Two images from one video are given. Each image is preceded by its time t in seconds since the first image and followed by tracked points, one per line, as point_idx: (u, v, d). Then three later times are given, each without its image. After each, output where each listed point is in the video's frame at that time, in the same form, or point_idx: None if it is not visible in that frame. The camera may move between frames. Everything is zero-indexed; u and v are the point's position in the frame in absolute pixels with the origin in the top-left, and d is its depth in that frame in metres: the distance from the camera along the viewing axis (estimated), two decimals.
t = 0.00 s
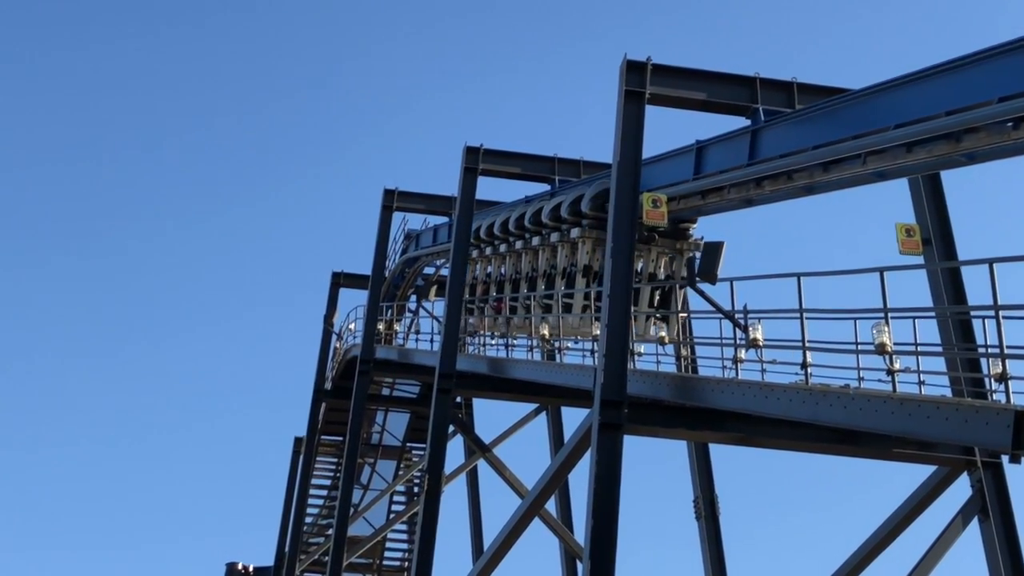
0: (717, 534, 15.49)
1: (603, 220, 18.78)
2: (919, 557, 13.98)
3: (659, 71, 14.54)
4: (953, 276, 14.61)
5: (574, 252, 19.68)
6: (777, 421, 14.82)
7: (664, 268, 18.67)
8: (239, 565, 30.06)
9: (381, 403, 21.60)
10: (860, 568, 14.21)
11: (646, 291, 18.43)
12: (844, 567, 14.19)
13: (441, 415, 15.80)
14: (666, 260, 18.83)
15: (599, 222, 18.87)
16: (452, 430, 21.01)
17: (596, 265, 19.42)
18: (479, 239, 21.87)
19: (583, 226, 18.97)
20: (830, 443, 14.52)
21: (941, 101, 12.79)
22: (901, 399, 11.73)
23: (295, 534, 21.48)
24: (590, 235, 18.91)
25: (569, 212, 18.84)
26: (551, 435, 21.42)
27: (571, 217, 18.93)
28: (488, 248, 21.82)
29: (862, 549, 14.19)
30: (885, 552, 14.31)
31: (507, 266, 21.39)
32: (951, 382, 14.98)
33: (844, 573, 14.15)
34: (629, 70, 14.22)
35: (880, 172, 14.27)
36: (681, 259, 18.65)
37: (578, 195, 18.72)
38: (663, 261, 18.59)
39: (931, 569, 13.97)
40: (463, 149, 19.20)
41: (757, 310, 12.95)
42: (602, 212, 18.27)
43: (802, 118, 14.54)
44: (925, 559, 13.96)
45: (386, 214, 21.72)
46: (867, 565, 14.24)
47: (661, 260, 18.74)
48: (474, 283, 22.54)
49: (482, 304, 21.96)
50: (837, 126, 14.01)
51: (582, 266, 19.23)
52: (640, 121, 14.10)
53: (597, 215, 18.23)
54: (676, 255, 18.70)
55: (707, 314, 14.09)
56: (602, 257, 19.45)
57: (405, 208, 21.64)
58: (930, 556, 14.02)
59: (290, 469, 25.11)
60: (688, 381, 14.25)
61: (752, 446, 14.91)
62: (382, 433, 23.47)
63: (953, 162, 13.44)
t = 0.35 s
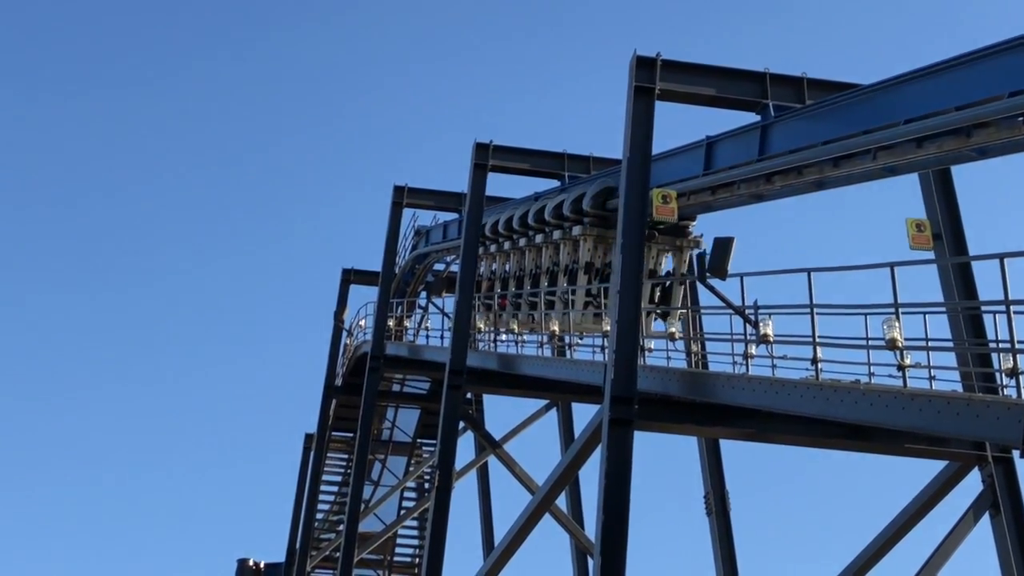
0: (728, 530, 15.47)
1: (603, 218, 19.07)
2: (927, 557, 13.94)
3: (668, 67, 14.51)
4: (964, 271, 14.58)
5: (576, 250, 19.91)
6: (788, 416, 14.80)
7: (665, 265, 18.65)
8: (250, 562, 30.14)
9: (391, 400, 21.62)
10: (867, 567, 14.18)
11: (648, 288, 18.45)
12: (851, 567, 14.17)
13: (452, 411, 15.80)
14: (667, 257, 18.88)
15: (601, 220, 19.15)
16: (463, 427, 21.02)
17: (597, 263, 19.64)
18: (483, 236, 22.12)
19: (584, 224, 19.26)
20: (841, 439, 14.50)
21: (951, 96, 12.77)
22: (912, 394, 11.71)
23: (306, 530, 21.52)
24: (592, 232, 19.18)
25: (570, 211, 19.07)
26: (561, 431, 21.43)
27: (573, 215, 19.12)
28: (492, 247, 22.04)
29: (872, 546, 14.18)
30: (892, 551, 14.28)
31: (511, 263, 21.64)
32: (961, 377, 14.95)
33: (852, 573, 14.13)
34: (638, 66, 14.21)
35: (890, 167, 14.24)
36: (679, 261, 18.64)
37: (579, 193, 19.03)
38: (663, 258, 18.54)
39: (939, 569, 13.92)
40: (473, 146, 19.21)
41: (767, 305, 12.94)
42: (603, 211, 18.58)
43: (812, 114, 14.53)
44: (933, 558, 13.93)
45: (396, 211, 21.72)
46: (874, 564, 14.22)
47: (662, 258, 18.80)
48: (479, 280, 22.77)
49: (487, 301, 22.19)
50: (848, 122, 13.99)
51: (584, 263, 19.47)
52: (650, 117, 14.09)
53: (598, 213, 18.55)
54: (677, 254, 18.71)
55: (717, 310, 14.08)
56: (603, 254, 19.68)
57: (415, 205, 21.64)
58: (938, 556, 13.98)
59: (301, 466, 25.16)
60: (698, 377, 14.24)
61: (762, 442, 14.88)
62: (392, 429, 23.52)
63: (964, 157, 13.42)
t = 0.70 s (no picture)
0: (738, 529, 15.44)
1: (604, 219, 19.18)
2: (935, 557, 13.91)
3: (677, 65, 14.50)
4: (975, 269, 14.54)
5: (577, 250, 19.99)
6: (799, 415, 14.77)
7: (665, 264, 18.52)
8: (261, 561, 30.22)
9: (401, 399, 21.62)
10: (876, 568, 14.17)
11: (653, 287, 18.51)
12: (860, 567, 14.15)
13: (461, 411, 15.79)
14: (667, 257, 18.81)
15: (602, 221, 19.23)
16: (472, 426, 21.03)
17: (598, 264, 19.70)
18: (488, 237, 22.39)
19: (585, 225, 19.34)
20: (851, 437, 14.48)
21: (960, 95, 12.75)
22: (922, 393, 11.70)
23: (316, 529, 21.55)
24: (593, 233, 19.27)
25: (571, 211, 19.21)
26: (571, 430, 21.43)
27: (574, 215, 19.29)
28: (499, 246, 22.30)
29: (880, 546, 14.15)
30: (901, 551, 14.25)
31: (515, 262, 21.83)
32: (972, 376, 14.92)
33: (861, 573, 14.12)
34: (648, 65, 14.20)
35: (900, 165, 14.22)
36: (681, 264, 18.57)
37: (580, 194, 19.22)
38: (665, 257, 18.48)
39: (947, 570, 13.89)
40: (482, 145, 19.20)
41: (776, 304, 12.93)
42: (604, 211, 18.72)
43: (822, 112, 14.50)
44: (941, 558, 13.90)
45: (405, 210, 21.72)
46: (883, 564, 14.20)
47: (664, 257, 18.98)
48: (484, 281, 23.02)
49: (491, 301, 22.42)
50: (857, 120, 13.97)
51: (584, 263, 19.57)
52: (660, 115, 14.09)
53: (599, 214, 18.72)
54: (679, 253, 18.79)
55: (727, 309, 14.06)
56: (603, 255, 19.79)
57: (425, 204, 21.64)
58: (947, 557, 13.96)
59: (311, 465, 25.22)
60: (708, 375, 14.23)
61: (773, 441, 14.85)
62: (402, 428, 23.57)
63: (974, 155, 13.40)
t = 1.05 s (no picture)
0: (747, 529, 15.41)
1: (605, 221, 19.35)
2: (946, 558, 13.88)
3: (686, 66, 14.48)
4: (984, 270, 14.49)
5: (578, 252, 20.19)
6: (809, 416, 14.74)
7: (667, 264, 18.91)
8: (270, 562, 30.23)
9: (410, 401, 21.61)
10: (886, 569, 14.13)
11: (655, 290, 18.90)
12: (870, 568, 14.12)
13: (470, 412, 15.77)
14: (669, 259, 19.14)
15: (603, 223, 19.42)
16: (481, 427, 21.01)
17: (599, 265, 20.01)
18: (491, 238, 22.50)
19: (586, 228, 19.48)
20: (861, 438, 14.46)
21: (969, 95, 12.73)
22: (931, 393, 11.67)
23: (325, 530, 21.54)
24: (594, 235, 19.52)
25: (572, 214, 19.41)
26: (580, 431, 21.42)
27: (575, 218, 19.40)
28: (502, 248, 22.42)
29: (890, 547, 14.12)
30: (911, 552, 14.22)
31: (518, 264, 21.95)
32: (981, 376, 14.88)
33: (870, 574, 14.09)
34: (656, 65, 14.20)
35: (909, 166, 14.21)
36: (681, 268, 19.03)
37: (581, 197, 19.31)
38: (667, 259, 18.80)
39: (958, 570, 13.86)
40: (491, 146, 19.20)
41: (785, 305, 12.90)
42: (605, 214, 18.81)
43: (831, 112, 14.48)
44: (952, 559, 13.87)
45: (414, 211, 21.72)
46: (893, 565, 14.17)
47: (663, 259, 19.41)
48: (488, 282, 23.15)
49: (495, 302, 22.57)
50: (866, 120, 13.95)
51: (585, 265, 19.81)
52: (669, 116, 14.07)
53: (600, 216, 18.84)
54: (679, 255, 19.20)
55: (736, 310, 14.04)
56: (605, 257, 19.99)
57: (433, 205, 21.61)
58: (957, 558, 13.93)
59: (320, 466, 25.22)
60: (717, 376, 14.21)
61: (782, 442, 14.82)
62: (411, 429, 23.56)
63: (983, 155, 13.39)
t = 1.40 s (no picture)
0: (752, 529, 15.41)
1: (602, 224, 19.46)
2: (951, 558, 13.87)
3: (691, 66, 14.49)
4: (990, 269, 14.48)
5: (576, 253, 20.33)
6: (814, 416, 14.74)
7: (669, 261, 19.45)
8: (275, 562, 30.22)
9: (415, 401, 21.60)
10: (891, 569, 14.12)
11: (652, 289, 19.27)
12: (875, 568, 14.11)
13: (476, 412, 15.75)
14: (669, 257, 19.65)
15: (600, 226, 19.51)
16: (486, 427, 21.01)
17: (597, 267, 20.11)
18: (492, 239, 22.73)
19: (584, 230, 19.62)
20: (867, 438, 14.46)
21: (974, 95, 12.73)
22: (937, 393, 11.67)
23: (331, 530, 21.54)
24: (591, 237, 19.61)
25: (570, 216, 19.60)
26: (586, 431, 21.41)
27: (574, 220, 19.58)
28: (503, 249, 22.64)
29: (896, 546, 14.11)
30: (917, 551, 14.21)
31: (518, 265, 22.14)
32: (987, 376, 14.86)
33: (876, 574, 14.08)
34: (661, 65, 14.21)
35: (915, 165, 14.21)
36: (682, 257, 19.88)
37: (579, 199, 19.48)
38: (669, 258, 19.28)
39: (963, 570, 13.85)
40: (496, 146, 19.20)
41: (791, 305, 12.90)
42: (602, 216, 19.07)
43: (836, 112, 14.47)
44: (958, 559, 13.86)
45: (419, 212, 21.74)
46: (898, 565, 14.15)
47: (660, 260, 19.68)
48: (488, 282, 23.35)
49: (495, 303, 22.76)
50: (871, 120, 13.95)
51: (583, 266, 19.98)
52: (673, 116, 14.08)
53: (597, 219, 19.03)
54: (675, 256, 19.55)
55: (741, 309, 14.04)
56: (603, 258, 20.12)
57: (438, 205, 21.63)
58: (962, 558, 13.92)
59: (326, 466, 25.23)
60: (723, 376, 14.21)
61: (788, 442, 14.82)
62: (417, 429, 23.56)
63: (989, 155, 13.42)
